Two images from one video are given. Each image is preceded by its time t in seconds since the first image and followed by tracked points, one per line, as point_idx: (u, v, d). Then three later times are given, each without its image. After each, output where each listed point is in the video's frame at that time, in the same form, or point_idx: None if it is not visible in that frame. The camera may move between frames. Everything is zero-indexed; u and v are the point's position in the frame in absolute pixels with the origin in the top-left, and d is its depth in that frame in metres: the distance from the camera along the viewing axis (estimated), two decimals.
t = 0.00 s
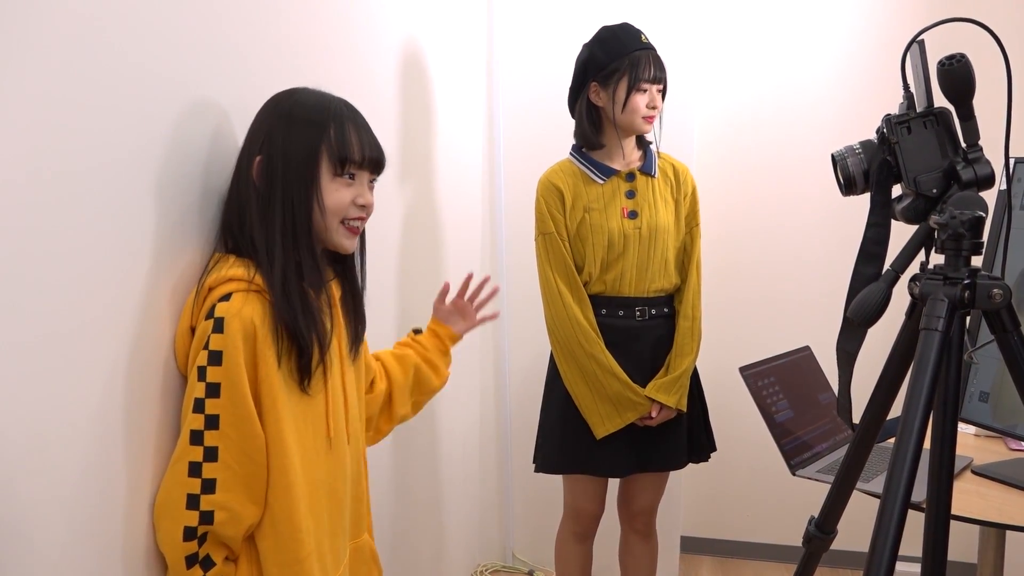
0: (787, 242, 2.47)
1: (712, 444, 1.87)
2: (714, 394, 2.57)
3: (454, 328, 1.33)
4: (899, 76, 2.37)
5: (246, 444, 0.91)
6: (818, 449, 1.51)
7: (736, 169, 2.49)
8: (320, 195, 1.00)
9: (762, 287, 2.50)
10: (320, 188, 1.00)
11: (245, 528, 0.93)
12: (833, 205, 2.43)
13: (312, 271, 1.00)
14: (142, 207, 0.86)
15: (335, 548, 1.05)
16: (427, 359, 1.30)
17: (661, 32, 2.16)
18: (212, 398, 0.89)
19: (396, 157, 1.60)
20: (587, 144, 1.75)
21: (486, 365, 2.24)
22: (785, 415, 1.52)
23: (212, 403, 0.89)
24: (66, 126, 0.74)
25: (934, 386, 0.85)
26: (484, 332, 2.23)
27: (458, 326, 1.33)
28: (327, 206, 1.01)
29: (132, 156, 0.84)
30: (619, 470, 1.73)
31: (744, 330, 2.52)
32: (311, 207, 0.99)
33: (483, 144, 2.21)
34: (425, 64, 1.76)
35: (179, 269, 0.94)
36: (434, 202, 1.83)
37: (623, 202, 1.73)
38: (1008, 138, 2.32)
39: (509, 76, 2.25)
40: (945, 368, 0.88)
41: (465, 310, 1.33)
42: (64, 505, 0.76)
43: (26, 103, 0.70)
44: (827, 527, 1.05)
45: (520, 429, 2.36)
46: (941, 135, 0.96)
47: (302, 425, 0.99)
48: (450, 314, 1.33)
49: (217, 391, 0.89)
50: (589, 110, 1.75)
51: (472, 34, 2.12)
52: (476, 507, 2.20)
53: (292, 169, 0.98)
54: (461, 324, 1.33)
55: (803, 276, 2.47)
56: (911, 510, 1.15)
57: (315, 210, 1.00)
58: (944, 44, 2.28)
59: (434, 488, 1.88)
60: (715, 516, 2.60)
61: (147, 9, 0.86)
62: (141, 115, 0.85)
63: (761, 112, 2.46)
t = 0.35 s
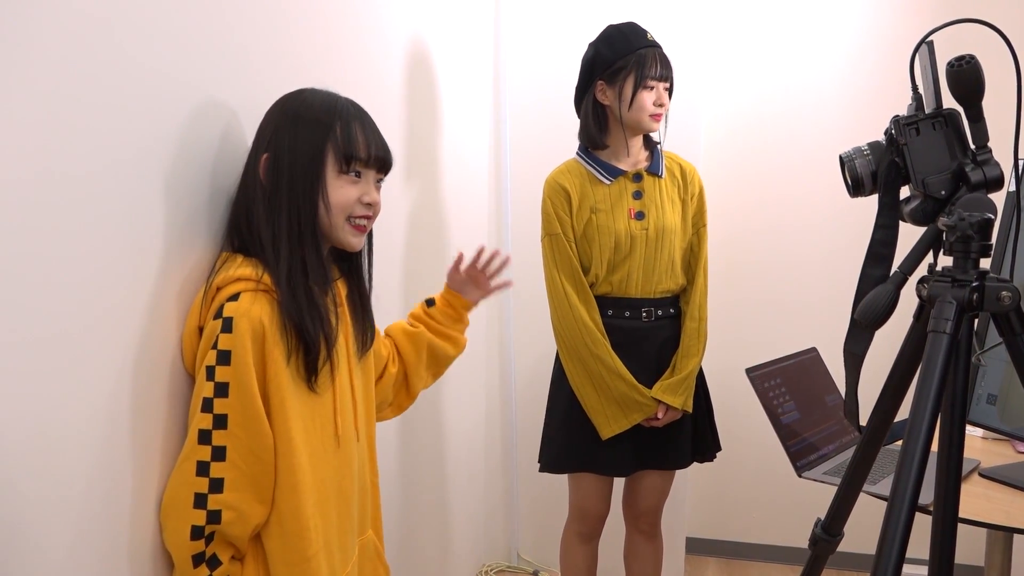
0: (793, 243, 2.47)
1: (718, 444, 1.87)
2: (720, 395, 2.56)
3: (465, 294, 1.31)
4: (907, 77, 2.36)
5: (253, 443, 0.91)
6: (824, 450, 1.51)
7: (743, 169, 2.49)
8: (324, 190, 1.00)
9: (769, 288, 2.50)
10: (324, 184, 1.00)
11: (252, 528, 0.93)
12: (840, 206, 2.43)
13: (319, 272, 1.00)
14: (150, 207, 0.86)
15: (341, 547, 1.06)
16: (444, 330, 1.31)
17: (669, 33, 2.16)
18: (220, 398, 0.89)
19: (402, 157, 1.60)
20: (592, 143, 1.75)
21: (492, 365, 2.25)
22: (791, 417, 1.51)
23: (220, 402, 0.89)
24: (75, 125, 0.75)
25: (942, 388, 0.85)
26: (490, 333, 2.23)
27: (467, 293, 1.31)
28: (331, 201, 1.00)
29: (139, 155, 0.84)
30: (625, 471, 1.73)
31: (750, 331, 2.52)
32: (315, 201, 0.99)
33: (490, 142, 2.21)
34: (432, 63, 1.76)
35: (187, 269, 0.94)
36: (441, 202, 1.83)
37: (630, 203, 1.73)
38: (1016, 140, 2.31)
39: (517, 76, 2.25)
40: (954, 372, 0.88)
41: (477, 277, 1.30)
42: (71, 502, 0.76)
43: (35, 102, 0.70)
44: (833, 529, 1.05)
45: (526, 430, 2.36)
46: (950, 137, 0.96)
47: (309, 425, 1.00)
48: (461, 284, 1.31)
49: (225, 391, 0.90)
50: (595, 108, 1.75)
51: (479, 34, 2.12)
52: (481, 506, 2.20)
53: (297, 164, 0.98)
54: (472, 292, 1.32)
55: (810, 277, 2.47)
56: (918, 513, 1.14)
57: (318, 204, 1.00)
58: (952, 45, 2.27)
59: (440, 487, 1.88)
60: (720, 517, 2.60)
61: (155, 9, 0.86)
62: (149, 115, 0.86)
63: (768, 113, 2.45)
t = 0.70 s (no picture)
0: (795, 241, 2.47)
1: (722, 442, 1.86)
2: (721, 392, 2.56)
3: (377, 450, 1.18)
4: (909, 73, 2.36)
5: (252, 443, 0.91)
6: (825, 448, 1.51)
7: (744, 166, 2.48)
8: (329, 175, 1.00)
9: (770, 286, 2.49)
10: (327, 170, 1.00)
11: (251, 527, 0.93)
12: (841, 203, 2.42)
13: (321, 271, 1.00)
14: (150, 205, 0.86)
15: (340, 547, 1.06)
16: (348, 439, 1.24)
17: (671, 31, 2.15)
18: (219, 397, 0.89)
19: (403, 157, 1.60)
20: (593, 150, 1.75)
21: (493, 363, 2.25)
22: (792, 414, 1.51)
23: (220, 401, 0.89)
24: (76, 123, 0.75)
25: (943, 388, 0.84)
26: (491, 331, 2.23)
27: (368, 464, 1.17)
28: (338, 183, 1.01)
29: (140, 154, 0.84)
30: (628, 468, 1.73)
31: (752, 328, 2.52)
32: (320, 187, 1.00)
33: (491, 139, 2.21)
34: (433, 61, 1.76)
35: (187, 267, 0.94)
36: (442, 199, 1.83)
37: (629, 200, 1.73)
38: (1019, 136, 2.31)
39: (517, 75, 2.25)
40: (954, 369, 0.88)
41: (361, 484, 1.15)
42: (72, 500, 0.76)
43: (37, 100, 0.70)
44: (834, 526, 1.05)
45: (527, 428, 2.36)
46: (951, 133, 0.96)
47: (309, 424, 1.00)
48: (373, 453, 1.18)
49: (225, 390, 0.90)
50: (599, 116, 1.74)
51: (480, 32, 2.12)
52: (483, 504, 2.20)
53: (297, 158, 0.99)
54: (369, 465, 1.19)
55: (811, 274, 2.46)
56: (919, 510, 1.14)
57: (326, 191, 1.00)
58: (955, 42, 2.27)
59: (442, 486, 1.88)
60: (721, 515, 2.60)
61: (156, 7, 0.86)
62: (149, 113, 0.85)
63: (770, 111, 2.45)
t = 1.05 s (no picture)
0: (792, 237, 2.47)
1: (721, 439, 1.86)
2: (719, 388, 2.57)
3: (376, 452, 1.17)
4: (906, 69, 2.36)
5: (253, 440, 0.91)
6: (822, 443, 1.51)
7: (741, 163, 2.48)
8: (324, 170, 1.00)
9: (767, 282, 2.50)
10: (322, 165, 1.00)
11: (251, 524, 0.93)
12: (838, 199, 2.43)
13: (320, 268, 1.00)
14: (148, 202, 0.86)
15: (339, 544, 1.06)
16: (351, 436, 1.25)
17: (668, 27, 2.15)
18: (219, 394, 0.89)
19: (400, 153, 1.60)
20: (593, 143, 1.75)
21: (490, 360, 2.25)
22: (789, 409, 1.51)
23: (220, 398, 0.89)
24: (74, 119, 0.75)
25: (940, 381, 0.84)
26: (488, 328, 2.23)
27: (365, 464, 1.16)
28: (332, 179, 1.01)
29: (137, 150, 0.84)
30: (626, 465, 1.73)
31: (749, 325, 2.52)
32: (316, 186, 0.99)
33: (487, 135, 2.21)
34: (430, 58, 1.76)
35: (184, 263, 0.94)
36: (440, 196, 1.83)
37: (631, 196, 1.72)
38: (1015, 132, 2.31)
39: (514, 71, 2.25)
40: (951, 363, 0.88)
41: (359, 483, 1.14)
42: (69, 497, 0.76)
43: (34, 96, 0.70)
44: (832, 521, 1.05)
45: (525, 424, 2.36)
46: (948, 127, 0.95)
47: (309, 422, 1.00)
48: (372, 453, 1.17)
49: (225, 387, 0.89)
50: (598, 108, 1.74)
51: (476, 28, 2.12)
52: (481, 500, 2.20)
53: (291, 153, 0.98)
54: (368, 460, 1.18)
55: (809, 270, 2.47)
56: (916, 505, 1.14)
57: (320, 186, 1.00)
58: (951, 37, 2.27)
59: (440, 482, 1.88)
60: (719, 511, 2.60)
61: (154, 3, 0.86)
62: (147, 109, 0.85)
63: (767, 107, 2.45)
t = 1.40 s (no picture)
0: (789, 237, 2.47)
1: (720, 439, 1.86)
2: (716, 388, 2.57)
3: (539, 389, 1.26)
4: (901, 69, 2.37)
5: (250, 437, 0.91)
6: (819, 442, 1.52)
7: (738, 163, 2.49)
8: (312, 187, 0.99)
9: (765, 282, 2.50)
10: (313, 181, 0.99)
11: (248, 521, 0.93)
12: (835, 199, 2.43)
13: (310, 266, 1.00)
14: (147, 202, 0.86)
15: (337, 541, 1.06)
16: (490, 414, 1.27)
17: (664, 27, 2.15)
18: (216, 391, 0.89)
19: (397, 154, 1.60)
20: (593, 141, 1.75)
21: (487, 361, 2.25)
22: (786, 409, 1.51)
23: (216, 395, 0.89)
24: (73, 119, 0.75)
25: (935, 378, 0.85)
26: (485, 328, 2.23)
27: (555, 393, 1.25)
28: (316, 199, 0.99)
29: (136, 150, 0.84)
30: (623, 465, 1.73)
31: (746, 324, 2.52)
32: (298, 204, 0.98)
33: (483, 136, 2.21)
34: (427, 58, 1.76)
35: (183, 263, 0.94)
36: (437, 196, 1.83)
37: (630, 196, 1.73)
38: (1010, 131, 2.32)
39: (510, 72, 2.25)
40: (947, 361, 0.88)
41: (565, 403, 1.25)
42: (69, 497, 0.76)
43: (34, 96, 0.70)
44: (829, 520, 1.05)
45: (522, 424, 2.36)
46: (943, 127, 0.96)
47: (306, 419, 1.00)
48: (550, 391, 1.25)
49: (221, 384, 0.89)
50: (596, 106, 1.75)
51: (472, 29, 2.12)
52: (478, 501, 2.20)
53: (285, 164, 0.97)
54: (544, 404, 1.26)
55: (806, 270, 2.47)
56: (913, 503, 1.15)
57: (303, 203, 0.99)
58: (946, 37, 2.28)
59: (437, 483, 1.88)
60: (717, 511, 2.61)
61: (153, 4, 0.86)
62: (146, 110, 0.85)
63: (763, 107, 2.45)
